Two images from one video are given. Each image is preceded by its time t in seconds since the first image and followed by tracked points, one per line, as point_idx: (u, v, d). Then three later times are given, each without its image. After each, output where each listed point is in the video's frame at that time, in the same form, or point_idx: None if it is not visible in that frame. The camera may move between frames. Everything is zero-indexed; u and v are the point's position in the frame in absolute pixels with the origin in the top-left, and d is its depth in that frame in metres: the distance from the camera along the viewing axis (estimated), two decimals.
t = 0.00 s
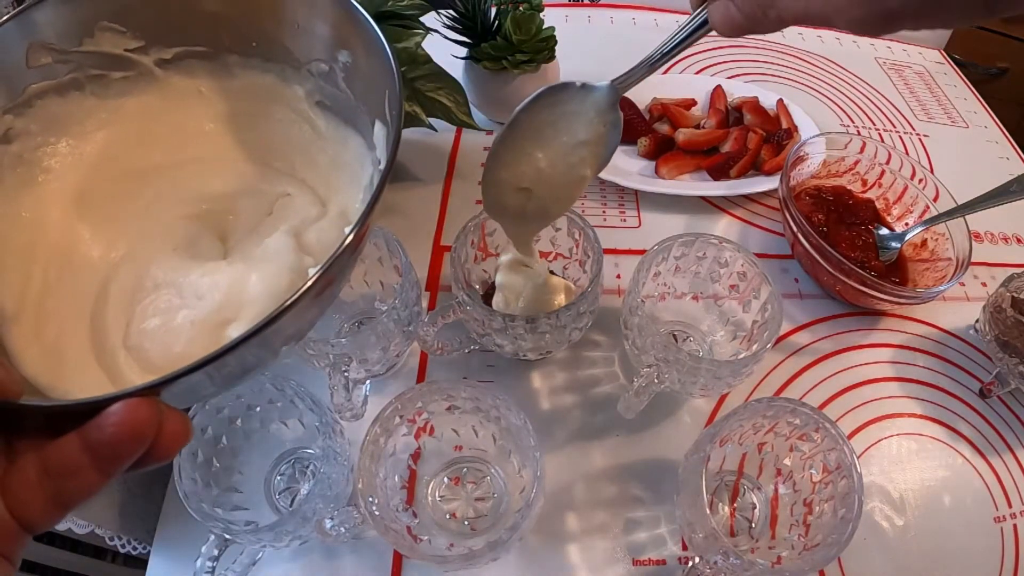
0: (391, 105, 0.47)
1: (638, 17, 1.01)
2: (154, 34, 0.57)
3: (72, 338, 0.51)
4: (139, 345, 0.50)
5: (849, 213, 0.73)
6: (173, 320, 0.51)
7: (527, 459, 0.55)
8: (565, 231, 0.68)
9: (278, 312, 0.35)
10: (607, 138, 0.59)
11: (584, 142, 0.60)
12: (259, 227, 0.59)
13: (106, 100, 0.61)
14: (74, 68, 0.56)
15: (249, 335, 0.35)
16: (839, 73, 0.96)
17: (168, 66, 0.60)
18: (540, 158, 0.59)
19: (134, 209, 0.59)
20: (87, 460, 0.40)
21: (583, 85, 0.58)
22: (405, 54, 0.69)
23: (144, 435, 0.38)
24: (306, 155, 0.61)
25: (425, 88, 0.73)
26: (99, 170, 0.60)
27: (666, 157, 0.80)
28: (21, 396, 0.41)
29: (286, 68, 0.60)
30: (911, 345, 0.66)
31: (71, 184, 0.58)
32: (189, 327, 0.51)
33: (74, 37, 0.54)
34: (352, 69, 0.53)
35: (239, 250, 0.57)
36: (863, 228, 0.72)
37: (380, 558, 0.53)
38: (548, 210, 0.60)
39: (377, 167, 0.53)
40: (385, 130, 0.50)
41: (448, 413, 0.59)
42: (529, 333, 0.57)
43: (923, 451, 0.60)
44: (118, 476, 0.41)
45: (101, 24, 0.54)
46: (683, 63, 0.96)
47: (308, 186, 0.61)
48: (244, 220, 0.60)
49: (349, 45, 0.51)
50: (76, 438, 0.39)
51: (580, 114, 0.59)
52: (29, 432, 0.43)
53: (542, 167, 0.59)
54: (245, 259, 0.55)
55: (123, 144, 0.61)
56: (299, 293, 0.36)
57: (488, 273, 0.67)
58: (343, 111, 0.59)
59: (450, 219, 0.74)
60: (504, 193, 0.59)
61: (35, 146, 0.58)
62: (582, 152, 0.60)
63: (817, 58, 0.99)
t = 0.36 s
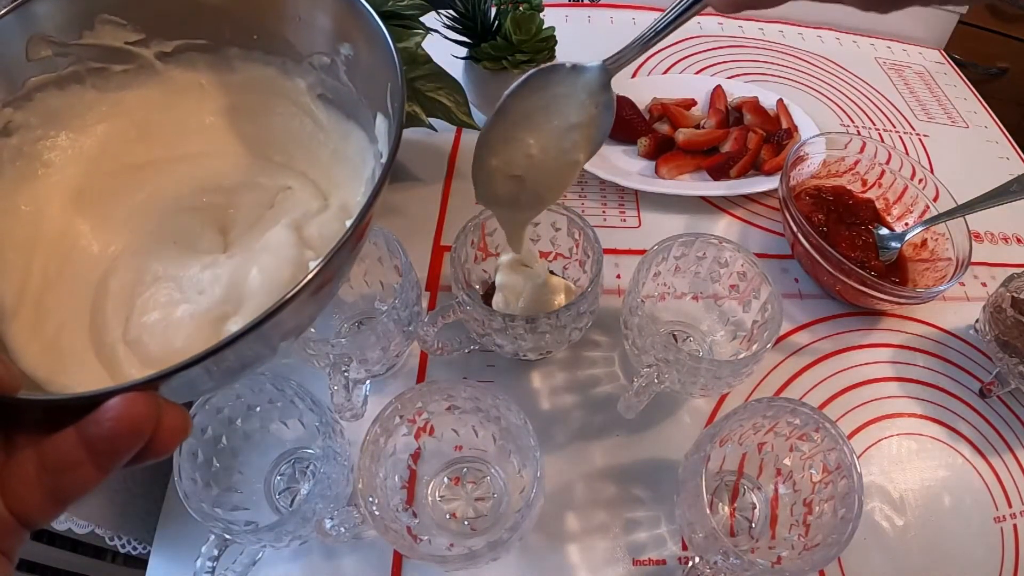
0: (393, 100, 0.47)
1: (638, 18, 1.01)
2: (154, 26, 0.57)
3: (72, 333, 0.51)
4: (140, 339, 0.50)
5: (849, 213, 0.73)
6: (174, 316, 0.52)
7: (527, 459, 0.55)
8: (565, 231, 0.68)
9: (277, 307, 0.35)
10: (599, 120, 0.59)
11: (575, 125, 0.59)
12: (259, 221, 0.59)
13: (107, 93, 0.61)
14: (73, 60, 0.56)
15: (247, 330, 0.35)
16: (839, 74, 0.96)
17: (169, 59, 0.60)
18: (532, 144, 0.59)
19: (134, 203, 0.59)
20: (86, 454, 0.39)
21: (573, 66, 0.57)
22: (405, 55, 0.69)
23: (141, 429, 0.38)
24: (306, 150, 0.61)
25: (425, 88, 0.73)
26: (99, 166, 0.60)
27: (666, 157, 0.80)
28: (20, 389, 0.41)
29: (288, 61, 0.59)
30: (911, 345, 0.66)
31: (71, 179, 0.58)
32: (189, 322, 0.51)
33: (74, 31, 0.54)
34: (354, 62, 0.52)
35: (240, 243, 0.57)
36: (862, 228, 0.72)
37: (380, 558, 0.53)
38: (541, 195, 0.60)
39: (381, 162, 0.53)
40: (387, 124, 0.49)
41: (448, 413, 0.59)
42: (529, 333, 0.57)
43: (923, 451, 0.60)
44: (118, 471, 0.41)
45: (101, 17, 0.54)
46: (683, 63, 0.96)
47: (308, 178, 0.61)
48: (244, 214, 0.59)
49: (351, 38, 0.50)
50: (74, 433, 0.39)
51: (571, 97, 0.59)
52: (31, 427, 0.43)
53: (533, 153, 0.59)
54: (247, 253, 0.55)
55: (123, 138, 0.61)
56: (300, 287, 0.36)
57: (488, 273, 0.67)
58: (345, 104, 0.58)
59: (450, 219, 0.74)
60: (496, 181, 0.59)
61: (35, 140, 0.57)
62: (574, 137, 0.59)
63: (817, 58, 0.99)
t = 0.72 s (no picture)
0: (398, 101, 0.47)
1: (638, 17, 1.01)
2: (156, 28, 0.57)
3: (75, 336, 0.51)
4: (143, 347, 0.51)
5: (849, 213, 0.73)
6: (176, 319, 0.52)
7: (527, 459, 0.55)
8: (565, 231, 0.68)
9: (282, 311, 0.35)
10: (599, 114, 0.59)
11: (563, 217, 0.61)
12: (262, 223, 0.59)
13: (109, 95, 0.61)
14: (75, 62, 0.56)
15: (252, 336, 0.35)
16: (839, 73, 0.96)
17: (171, 60, 0.60)
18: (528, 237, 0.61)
19: (137, 205, 0.60)
20: (87, 459, 0.40)
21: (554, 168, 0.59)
22: (406, 54, 0.69)
23: (144, 435, 0.38)
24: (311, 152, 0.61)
25: (425, 88, 0.73)
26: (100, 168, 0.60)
27: (666, 157, 0.80)
28: (21, 394, 0.41)
29: (291, 62, 0.59)
30: (911, 345, 0.66)
31: (72, 181, 0.58)
32: (191, 325, 0.52)
33: (76, 31, 0.54)
34: (358, 64, 0.52)
35: (242, 249, 0.58)
36: (862, 228, 0.72)
37: (380, 558, 0.53)
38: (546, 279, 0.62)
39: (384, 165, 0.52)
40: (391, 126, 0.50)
41: (448, 413, 0.59)
42: (529, 333, 0.57)
43: (923, 451, 0.60)
44: (118, 476, 0.41)
45: (103, 17, 0.55)
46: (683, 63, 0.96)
47: (312, 181, 0.61)
48: (246, 216, 0.60)
49: (356, 40, 0.50)
50: (76, 438, 0.39)
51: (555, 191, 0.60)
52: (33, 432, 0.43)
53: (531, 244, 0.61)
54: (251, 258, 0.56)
55: (125, 139, 0.61)
56: (305, 289, 0.36)
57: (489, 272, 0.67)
58: (349, 107, 0.58)
59: (450, 219, 0.74)
60: (505, 274, 0.61)
61: (36, 141, 0.57)
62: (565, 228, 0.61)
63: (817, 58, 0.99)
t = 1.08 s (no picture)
0: (399, 98, 0.46)
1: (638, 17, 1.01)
2: (155, 21, 0.57)
3: (72, 334, 0.51)
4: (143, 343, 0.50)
5: (849, 213, 0.73)
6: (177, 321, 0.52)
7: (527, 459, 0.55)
8: (565, 231, 0.68)
9: (282, 312, 0.35)
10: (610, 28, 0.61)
11: (570, 115, 0.56)
12: (263, 220, 0.59)
13: (108, 90, 0.61)
14: (74, 56, 0.56)
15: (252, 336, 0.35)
16: (839, 74, 0.96)
17: (171, 55, 0.60)
18: (528, 138, 0.56)
19: (135, 202, 0.59)
20: (84, 464, 0.40)
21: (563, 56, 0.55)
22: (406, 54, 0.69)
23: (141, 439, 0.38)
24: (312, 148, 0.61)
25: (425, 88, 0.73)
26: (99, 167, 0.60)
27: (666, 157, 0.80)
28: (16, 397, 0.41)
29: (291, 58, 0.59)
30: (911, 345, 0.66)
31: (71, 178, 0.58)
32: (191, 326, 0.51)
33: (75, 26, 0.54)
34: (359, 60, 0.52)
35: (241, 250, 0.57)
36: (862, 227, 0.72)
37: (381, 558, 0.53)
38: (540, 189, 0.57)
39: (386, 162, 0.52)
40: (392, 123, 0.49)
41: (448, 413, 0.59)
42: (529, 333, 0.57)
43: (923, 451, 0.60)
44: (117, 480, 0.41)
45: (102, 12, 0.54)
46: (684, 63, 0.96)
47: (313, 179, 0.61)
48: (247, 213, 0.59)
49: (357, 36, 0.50)
50: (72, 443, 0.39)
51: (564, 88, 0.55)
52: (33, 436, 0.43)
53: (530, 147, 0.56)
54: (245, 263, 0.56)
55: (124, 136, 0.61)
56: (304, 292, 0.36)
57: (488, 272, 0.67)
58: (350, 103, 0.58)
59: (450, 219, 0.74)
60: (495, 176, 0.56)
61: (34, 138, 0.58)
62: (570, 126, 0.56)
63: (817, 58, 0.99)
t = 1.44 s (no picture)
0: (425, 103, 0.47)
1: (638, 17, 1.01)
2: (177, 20, 0.57)
3: (94, 333, 0.51)
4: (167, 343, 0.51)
5: (849, 213, 0.73)
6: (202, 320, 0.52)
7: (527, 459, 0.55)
8: (565, 231, 0.68)
9: (309, 319, 0.35)
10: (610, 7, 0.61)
11: None
12: (286, 220, 0.60)
13: (129, 87, 0.61)
14: (95, 54, 0.57)
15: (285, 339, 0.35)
16: (839, 74, 0.96)
17: (192, 54, 0.60)
18: None
19: (155, 201, 0.60)
20: (110, 465, 0.40)
21: None
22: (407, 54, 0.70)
23: (169, 439, 0.38)
24: (335, 151, 0.62)
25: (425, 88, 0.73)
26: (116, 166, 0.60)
27: (666, 157, 0.80)
28: (40, 395, 0.41)
29: (314, 59, 0.59)
30: (911, 345, 0.66)
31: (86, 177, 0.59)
32: (215, 325, 0.51)
33: (97, 23, 0.55)
34: (384, 63, 0.53)
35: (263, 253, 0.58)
36: (862, 227, 0.72)
37: (381, 558, 0.53)
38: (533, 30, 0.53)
39: (411, 166, 0.52)
40: (418, 128, 0.50)
41: (448, 413, 0.59)
42: (529, 333, 0.57)
43: (923, 451, 0.60)
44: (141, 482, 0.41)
45: (124, 9, 0.55)
46: (684, 63, 0.96)
47: (335, 180, 0.62)
48: (269, 213, 0.61)
49: (384, 40, 0.51)
50: (101, 443, 0.39)
51: None
52: (57, 433, 0.45)
53: None
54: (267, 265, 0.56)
55: (142, 132, 0.61)
56: (336, 296, 0.36)
57: (489, 272, 0.67)
58: (375, 107, 0.58)
59: (450, 220, 0.74)
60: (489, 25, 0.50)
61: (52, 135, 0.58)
62: None
63: (817, 58, 0.99)
